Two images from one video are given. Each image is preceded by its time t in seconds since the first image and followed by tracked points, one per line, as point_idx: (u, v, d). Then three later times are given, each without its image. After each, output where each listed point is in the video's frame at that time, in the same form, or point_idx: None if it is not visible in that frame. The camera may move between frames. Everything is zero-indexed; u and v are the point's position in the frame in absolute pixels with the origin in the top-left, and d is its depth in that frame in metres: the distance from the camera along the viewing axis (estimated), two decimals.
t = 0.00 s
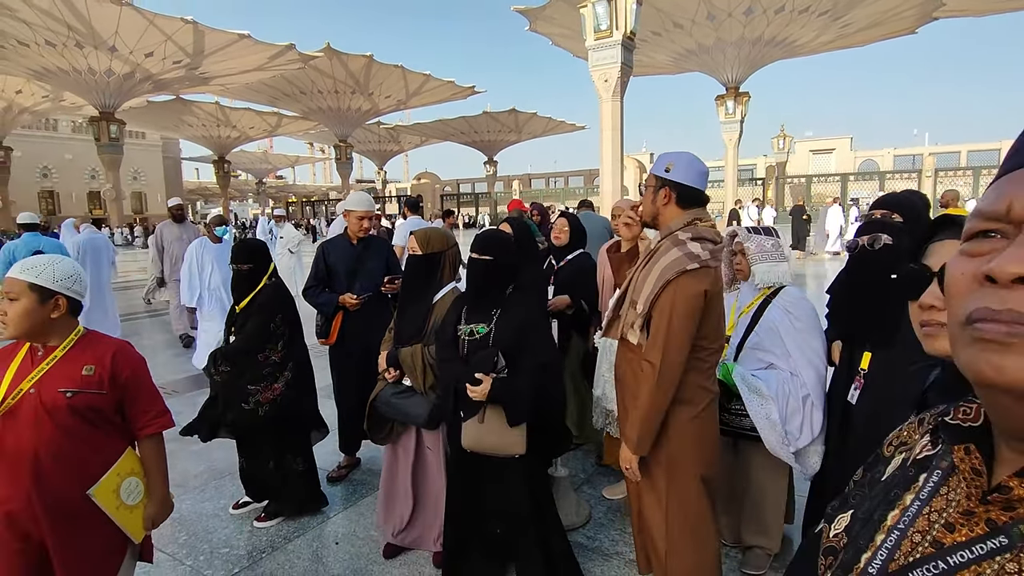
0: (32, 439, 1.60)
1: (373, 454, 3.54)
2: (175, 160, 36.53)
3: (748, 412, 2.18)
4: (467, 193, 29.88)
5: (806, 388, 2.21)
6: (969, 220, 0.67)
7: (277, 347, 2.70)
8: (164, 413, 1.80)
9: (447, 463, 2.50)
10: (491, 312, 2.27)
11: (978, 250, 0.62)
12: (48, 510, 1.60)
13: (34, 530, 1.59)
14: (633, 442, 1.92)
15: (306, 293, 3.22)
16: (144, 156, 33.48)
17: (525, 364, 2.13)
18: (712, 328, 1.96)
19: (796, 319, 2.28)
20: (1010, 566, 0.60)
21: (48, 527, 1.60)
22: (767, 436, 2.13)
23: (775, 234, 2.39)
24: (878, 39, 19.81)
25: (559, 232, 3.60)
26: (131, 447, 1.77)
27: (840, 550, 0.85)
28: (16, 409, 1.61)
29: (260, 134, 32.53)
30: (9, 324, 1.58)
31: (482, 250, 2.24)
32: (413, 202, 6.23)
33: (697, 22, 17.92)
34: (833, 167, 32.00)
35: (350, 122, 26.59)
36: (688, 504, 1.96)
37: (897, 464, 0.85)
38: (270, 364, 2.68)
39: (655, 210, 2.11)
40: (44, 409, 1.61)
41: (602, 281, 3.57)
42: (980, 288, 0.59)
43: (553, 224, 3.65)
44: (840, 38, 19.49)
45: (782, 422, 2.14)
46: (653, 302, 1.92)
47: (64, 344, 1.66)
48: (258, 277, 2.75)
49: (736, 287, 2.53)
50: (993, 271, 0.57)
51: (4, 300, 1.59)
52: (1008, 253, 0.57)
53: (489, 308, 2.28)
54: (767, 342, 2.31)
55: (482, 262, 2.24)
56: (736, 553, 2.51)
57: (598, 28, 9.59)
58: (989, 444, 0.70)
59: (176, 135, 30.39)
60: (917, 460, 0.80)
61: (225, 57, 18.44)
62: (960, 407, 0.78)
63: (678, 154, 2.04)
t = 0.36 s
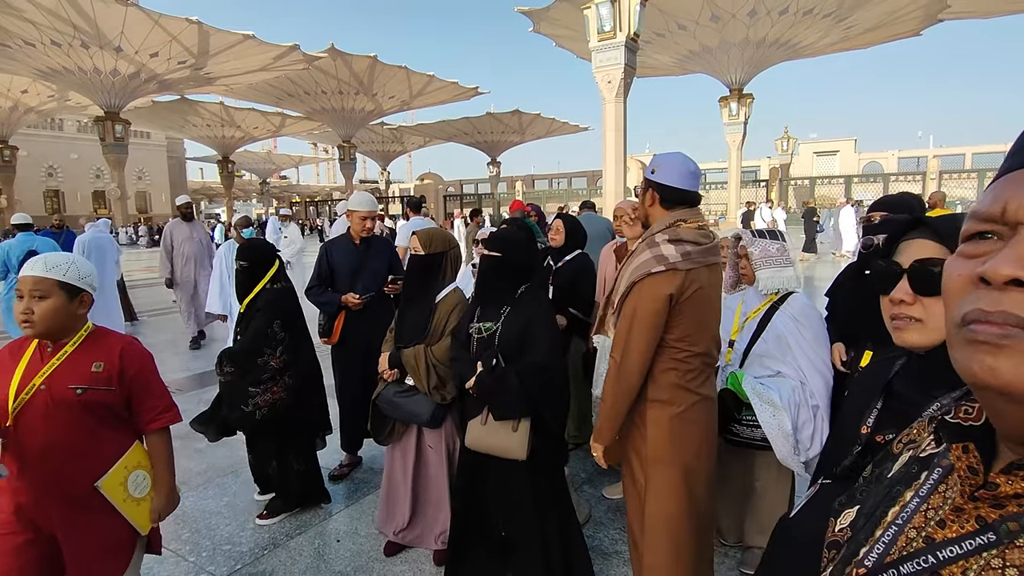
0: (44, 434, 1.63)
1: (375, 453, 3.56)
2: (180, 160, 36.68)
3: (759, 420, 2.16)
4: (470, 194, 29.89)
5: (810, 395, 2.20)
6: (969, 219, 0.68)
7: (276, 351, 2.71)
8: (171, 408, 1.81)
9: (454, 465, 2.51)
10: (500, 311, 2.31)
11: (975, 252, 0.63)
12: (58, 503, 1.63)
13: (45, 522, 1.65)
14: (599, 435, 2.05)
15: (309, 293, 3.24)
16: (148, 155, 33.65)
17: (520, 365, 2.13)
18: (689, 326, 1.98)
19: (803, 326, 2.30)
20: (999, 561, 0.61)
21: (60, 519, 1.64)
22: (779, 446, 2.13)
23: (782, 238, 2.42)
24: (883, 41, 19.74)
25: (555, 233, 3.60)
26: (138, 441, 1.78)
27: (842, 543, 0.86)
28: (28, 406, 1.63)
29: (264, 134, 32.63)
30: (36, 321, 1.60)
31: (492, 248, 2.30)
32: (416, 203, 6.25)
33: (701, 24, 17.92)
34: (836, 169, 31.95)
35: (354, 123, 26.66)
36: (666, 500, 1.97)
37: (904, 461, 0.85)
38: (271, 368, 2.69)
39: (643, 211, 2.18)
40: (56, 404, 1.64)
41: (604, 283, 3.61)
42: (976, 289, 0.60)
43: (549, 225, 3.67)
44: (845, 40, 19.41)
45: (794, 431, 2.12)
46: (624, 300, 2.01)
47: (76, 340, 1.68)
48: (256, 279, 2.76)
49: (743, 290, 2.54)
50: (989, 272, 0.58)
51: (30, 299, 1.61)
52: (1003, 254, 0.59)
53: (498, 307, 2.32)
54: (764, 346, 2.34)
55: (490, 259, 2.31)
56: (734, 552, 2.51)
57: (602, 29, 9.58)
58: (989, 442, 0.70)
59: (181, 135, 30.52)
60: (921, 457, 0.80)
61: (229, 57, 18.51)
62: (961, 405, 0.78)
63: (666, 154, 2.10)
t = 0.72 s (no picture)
0: (54, 430, 1.64)
1: (375, 452, 3.57)
2: (178, 160, 36.67)
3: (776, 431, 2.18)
4: (469, 195, 29.90)
5: (812, 399, 2.20)
6: (980, 221, 0.70)
7: (267, 346, 2.73)
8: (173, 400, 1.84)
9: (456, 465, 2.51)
10: (504, 313, 2.32)
11: (984, 253, 0.66)
12: (73, 497, 1.65)
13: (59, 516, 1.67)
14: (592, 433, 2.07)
15: (309, 294, 3.25)
16: (147, 156, 33.61)
17: (521, 372, 2.14)
18: (676, 325, 1.99)
19: (803, 330, 2.30)
20: (1010, 556, 0.64)
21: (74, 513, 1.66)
22: (791, 456, 2.14)
23: (781, 242, 2.43)
24: (882, 44, 19.78)
25: (552, 235, 3.64)
26: (143, 433, 1.81)
27: (860, 537, 0.88)
28: (39, 402, 1.63)
29: (263, 134, 32.60)
30: (56, 320, 1.61)
31: (500, 249, 2.32)
32: (416, 203, 6.26)
33: (700, 26, 17.97)
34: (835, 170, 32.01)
35: (353, 123, 26.68)
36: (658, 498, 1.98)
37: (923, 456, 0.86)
38: (261, 363, 2.72)
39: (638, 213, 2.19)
40: (66, 400, 1.64)
41: (602, 283, 3.64)
42: (982, 290, 0.63)
43: (546, 227, 3.69)
44: (844, 42, 19.45)
45: (805, 438, 2.14)
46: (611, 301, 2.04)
47: (81, 336, 1.68)
48: (259, 273, 2.85)
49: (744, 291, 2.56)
50: (990, 274, 0.61)
51: (46, 298, 1.61)
52: (1006, 257, 0.61)
53: (502, 310, 2.32)
54: (765, 349, 2.34)
55: (495, 260, 2.33)
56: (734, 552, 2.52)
57: (601, 30, 9.59)
58: (1004, 440, 0.72)
59: (180, 135, 30.50)
60: (940, 454, 0.81)
61: (228, 58, 18.50)
62: (975, 404, 0.79)
63: (657, 155, 2.09)
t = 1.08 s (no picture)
0: (43, 425, 1.66)
1: (369, 452, 3.56)
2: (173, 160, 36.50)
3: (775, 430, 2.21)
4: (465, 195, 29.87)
5: (798, 396, 2.24)
6: (974, 217, 0.71)
7: (256, 338, 2.76)
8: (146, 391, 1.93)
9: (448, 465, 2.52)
10: (498, 314, 2.34)
11: (979, 248, 0.67)
12: (67, 491, 1.69)
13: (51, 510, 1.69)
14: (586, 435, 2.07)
15: (306, 293, 3.25)
16: (141, 155, 33.47)
17: (512, 376, 2.15)
18: (668, 324, 2.00)
19: (787, 328, 2.36)
20: (994, 549, 0.65)
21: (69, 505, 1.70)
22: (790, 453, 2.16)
23: (764, 241, 2.48)
24: (876, 45, 19.87)
25: (548, 234, 3.66)
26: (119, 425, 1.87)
27: (858, 533, 0.89)
28: (24, 398, 1.64)
29: (258, 134, 32.49)
30: (38, 312, 1.64)
31: (496, 250, 2.33)
32: (411, 203, 6.26)
33: (695, 26, 18.02)
34: (829, 172, 32.19)
35: (348, 123, 26.62)
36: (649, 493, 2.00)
37: (925, 451, 0.86)
38: (249, 355, 2.75)
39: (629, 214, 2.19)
40: (52, 395, 1.67)
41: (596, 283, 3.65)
42: (978, 284, 0.64)
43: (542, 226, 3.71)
44: (838, 43, 19.55)
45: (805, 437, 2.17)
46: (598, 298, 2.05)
47: (59, 330, 1.72)
48: (255, 269, 2.88)
49: (725, 288, 2.59)
50: (987, 268, 0.63)
51: (27, 289, 1.64)
52: (1004, 251, 0.63)
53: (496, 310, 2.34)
54: (755, 346, 2.37)
55: (487, 261, 2.34)
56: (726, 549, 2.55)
57: (597, 31, 9.60)
58: (995, 437, 0.73)
59: (174, 134, 30.37)
60: (937, 451, 0.82)
61: (223, 57, 18.44)
62: (968, 402, 0.81)
63: (646, 156, 2.11)
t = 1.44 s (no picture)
0: (53, 420, 1.70)
1: (364, 450, 3.57)
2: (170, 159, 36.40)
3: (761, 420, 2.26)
4: (463, 194, 29.83)
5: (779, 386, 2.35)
6: (937, 216, 0.73)
7: (249, 333, 2.77)
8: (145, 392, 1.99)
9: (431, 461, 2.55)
10: (473, 312, 2.36)
11: (938, 246, 0.70)
12: (71, 485, 1.73)
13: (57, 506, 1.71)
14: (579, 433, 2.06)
15: (305, 288, 3.26)
16: (138, 154, 33.38)
17: (487, 376, 2.19)
18: (644, 319, 2.02)
19: (766, 323, 2.51)
20: (943, 531, 0.71)
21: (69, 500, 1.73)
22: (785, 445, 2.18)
23: (737, 239, 2.82)
24: (873, 46, 19.92)
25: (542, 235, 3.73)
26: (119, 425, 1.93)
27: (826, 520, 0.94)
28: (38, 390, 1.69)
29: (255, 133, 32.43)
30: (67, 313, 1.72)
31: (472, 247, 2.36)
32: (408, 203, 6.28)
33: (692, 27, 18.06)
34: (826, 172, 32.26)
35: (346, 123, 26.59)
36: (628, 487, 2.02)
37: (892, 443, 0.91)
38: (243, 350, 2.77)
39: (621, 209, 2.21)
40: (64, 390, 1.73)
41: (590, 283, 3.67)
42: (935, 282, 0.67)
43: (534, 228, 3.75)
44: (835, 44, 19.60)
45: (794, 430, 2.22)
46: (573, 292, 2.08)
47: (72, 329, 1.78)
48: (255, 265, 2.89)
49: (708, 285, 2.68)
50: (944, 265, 0.65)
51: (57, 291, 1.71)
52: (961, 248, 0.65)
53: (472, 307, 2.37)
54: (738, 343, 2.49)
55: (470, 258, 2.35)
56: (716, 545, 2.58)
57: (594, 32, 9.60)
58: (951, 426, 0.78)
59: (171, 133, 30.30)
60: (899, 442, 0.88)
61: (221, 56, 18.41)
62: (931, 395, 0.87)
63: (640, 156, 2.13)
